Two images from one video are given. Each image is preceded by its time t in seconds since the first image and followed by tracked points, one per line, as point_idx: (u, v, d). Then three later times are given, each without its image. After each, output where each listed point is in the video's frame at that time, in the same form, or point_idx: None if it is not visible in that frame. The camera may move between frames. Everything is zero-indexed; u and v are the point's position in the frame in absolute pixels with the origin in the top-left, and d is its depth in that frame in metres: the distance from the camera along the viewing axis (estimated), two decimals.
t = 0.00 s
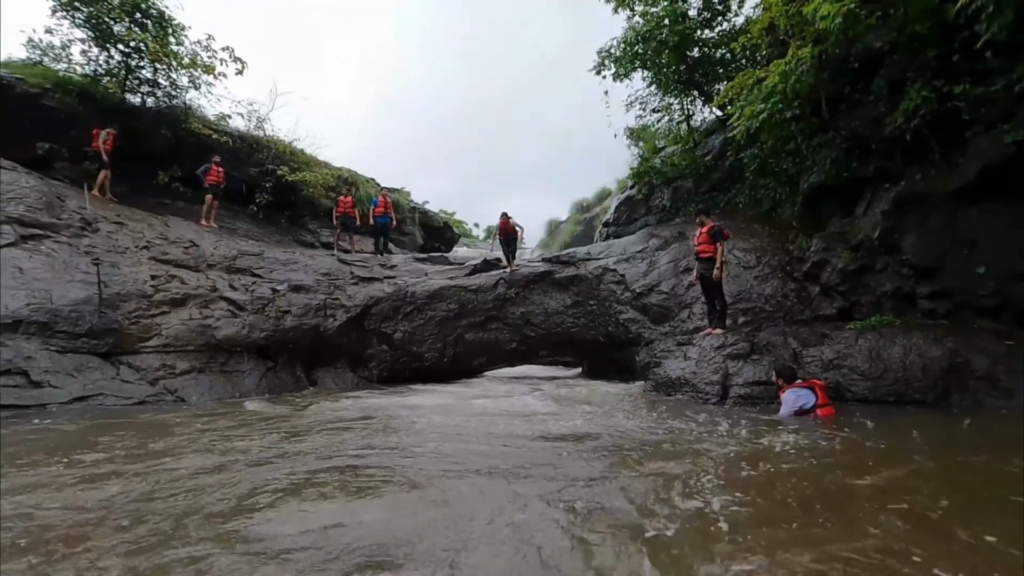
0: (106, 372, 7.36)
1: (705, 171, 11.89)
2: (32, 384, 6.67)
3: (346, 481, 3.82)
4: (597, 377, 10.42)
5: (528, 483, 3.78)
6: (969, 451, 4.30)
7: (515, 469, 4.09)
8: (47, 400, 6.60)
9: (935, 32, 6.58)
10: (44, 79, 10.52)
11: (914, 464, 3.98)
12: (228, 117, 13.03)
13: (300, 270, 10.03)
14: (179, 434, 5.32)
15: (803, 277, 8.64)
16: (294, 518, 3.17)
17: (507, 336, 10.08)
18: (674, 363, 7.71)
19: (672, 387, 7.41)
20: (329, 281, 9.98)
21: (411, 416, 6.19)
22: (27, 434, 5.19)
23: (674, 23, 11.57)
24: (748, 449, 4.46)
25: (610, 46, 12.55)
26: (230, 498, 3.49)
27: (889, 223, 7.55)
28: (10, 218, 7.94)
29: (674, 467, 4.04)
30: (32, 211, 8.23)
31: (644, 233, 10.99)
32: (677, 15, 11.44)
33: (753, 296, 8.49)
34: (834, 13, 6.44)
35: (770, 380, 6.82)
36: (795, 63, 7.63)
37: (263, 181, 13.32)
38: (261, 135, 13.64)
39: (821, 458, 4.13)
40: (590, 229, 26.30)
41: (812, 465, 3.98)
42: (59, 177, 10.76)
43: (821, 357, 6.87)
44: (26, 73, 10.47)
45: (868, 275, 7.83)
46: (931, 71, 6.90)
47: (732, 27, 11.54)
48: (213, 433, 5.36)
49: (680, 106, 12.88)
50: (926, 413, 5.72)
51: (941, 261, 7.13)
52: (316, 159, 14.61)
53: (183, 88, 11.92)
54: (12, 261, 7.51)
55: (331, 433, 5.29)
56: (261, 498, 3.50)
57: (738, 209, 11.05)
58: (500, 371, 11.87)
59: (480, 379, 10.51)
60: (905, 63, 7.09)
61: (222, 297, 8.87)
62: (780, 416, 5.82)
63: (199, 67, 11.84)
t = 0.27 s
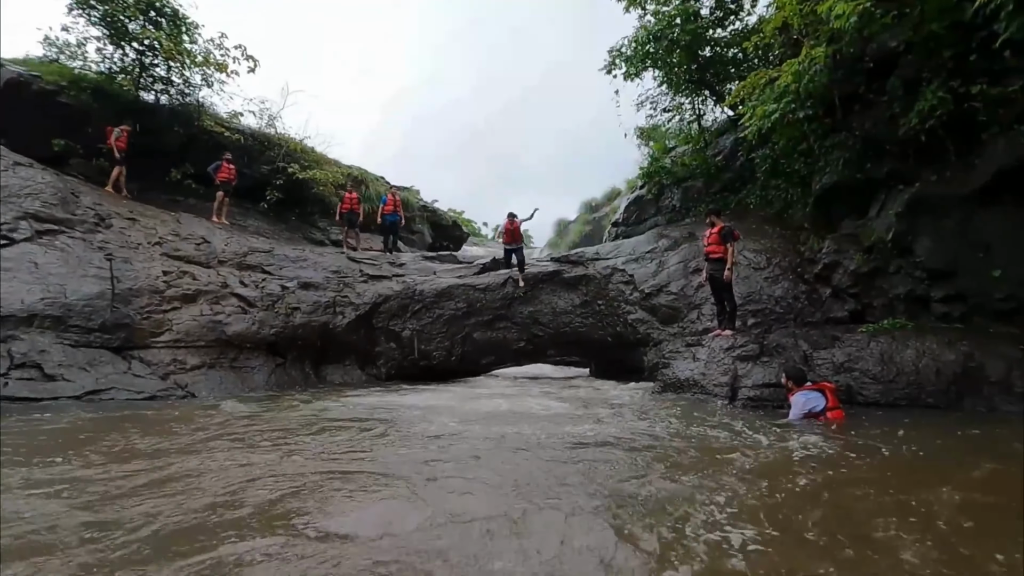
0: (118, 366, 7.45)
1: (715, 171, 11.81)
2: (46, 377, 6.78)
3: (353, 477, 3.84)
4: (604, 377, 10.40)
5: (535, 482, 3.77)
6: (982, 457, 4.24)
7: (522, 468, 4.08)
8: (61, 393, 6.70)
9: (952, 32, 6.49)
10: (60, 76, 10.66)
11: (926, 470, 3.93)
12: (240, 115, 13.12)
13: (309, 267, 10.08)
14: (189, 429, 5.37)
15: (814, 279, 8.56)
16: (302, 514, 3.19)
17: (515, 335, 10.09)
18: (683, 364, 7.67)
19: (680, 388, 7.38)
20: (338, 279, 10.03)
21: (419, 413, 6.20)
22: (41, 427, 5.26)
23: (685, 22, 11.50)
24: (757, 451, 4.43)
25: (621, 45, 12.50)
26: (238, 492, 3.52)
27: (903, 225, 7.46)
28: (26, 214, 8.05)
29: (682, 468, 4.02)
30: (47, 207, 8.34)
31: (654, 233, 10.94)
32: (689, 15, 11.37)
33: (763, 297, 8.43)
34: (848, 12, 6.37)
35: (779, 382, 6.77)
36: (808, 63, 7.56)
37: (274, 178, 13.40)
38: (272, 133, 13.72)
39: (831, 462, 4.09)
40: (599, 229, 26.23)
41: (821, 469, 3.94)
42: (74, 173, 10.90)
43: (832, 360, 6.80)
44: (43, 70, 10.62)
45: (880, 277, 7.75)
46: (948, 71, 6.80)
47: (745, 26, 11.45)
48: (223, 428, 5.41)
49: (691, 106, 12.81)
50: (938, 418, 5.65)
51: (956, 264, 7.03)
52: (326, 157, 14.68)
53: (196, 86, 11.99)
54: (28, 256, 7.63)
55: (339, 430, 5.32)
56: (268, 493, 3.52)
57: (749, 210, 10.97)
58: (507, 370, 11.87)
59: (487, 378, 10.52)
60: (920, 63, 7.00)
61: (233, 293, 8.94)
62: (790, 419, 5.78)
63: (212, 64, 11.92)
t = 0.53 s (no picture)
0: (130, 360, 7.53)
1: (726, 171, 11.75)
2: (59, 370, 6.89)
3: (364, 473, 3.86)
4: (611, 377, 10.41)
5: (544, 481, 3.77)
6: (995, 463, 4.19)
7: (531, 466, 4.09)
8: (74, 386, 6.81)
9: (969, 31, 6.41)
10: (76, 73, 10.82)
11: (940, 475, 3.88)
12: (252, 113, 13.21)
13: (319, 265, 10.14)
14: (201, 423, 5.44)
15: (826, 281, 8.49)
16: (313, 508, 3.23)
17: (523, 334, 10.10)
18: (692, 365, 7.65)
19: (689, 389, 7.35)
20: (348, 276, 10.08)
21: (428, 411, 6.23)
22: (55, 420, 5.35)
23: (697, 21, 11.44)
24: (766, 453, 4.41)
25: (632, 44, 12.47)
26: (251, 487, 3.55)
27: (916, 227, 7.38)
28: (41, 209, 8.16)
29: (691, 469, 4.01)
30: (63, 202, 8.44)
31: (663, 234, 10.90)
32: (701, 14, 11.31)
33: (774, 299, 8.39)
34: (864, 12, 6.31)
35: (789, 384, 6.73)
36: (822, 63, 7.49)
37: (284, 175, 13.48)
38: (283, 131, 13.80)
39: (843, 466, 4.05)
40: (608, 229, 26.20)
41: (834, 472, 3.91)
42: (89, 169, 11.03)
43: (843, 362, 6.76)
44: (59, 67, 10.78)
45: (893, 280, 7.67)
46: (965, 71, 6.71)
47: (758, 26, 11.37)
48: (235, 423, 5.47)
49: (702, 106, 12.75)
50: (951, 422, 5.59)
51: (971, 267, 6.94)
52: (337, 155, 14.74)
53: (209, 83, 12.09)
54: (43, 251, 7.73)
55: (349, 426, 5.36)
56: (279, 487, 3.55)
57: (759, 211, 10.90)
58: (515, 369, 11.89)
59: (495, 377, 10.53)
60: (937, 63, 6.91)
61: (243, 290, 9.00)
62: (799, 421, 5.74)
63: (224, 62, 12.01)
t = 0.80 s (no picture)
0: (144, 355, 7.61)
1: (738, 172, 11.69)
2: (75, 363, 6.96)
3: (375, 469, 3.88)
4: (619, 377, 10.42)
5: (554, 478, 3.78)
6: (1011, 467, 4.14)
7: (540, 464, 4.09)
8: (88, 379, 6.89)
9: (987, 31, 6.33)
10: (92, 71, 10.94)
11: (955, 478, 3.83)
12: (264, 111, 13.30)
13: (329, 262, 10.19)
14: (214, 417, 5.49)
15: (838, 283, 8.43)
16: (326, 500, 3.26)
17: (532, 333, 10.10)
18: (702, 366, 7.62)
19: (699, 389, 7.33)
20: (358, 274, 10.12)
21: (438, 409, 6.26)
22: (70, 412, 5.42)
23: (710, 21, 11.39)
24: (777, 455, 4.39)
25: (644, 44, 12.44)
26: (264, 480, 3.58)
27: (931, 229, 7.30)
28: (58, 204, 8.26)
29: (702, 469, 3.99)
30: (79, 198, 8.54)
31: (673, 234, 10.86)
32: (713, 13, 11.26)
33: (785, 301, 8.34)
34: (880, 11, 6.24)
35: (801, 386, 6.69)
36: (837, 63, 7.42)
37: (296, 173, 13.55)
38: (294, 129, 13.88)
39: (856, 468, 4.02)
40: (617, 230, 26.15)
41: (848, 474, 3.87)
42: (104, 166, 11.16)
43: (856, 364, 6.71)
44: (75, 65, 10.90)
45: (906, 282, 7.60)
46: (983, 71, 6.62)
47: (771, 25, 11.29)
48: (246, 417, 5.52)
49: (714, 106, 12.68)
50: (964, 425, 5.53)
51: (987, 270, 6.86)
52: (347, 153, 14.80)
53: (222, 81, 12.20)
54: (60, 246, 7.83)
55: (359, 423, 5.39)
56: (291, 481, 3.57)
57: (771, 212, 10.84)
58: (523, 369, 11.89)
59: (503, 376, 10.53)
60: (954, 62, 6.83)
61: (255, 286, 9.07)
62: (811, 423, 5.70)
63: (238, 60, 12.11)
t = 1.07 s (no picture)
0: (153, 351, 7.68)
1: (746, 173, 11.64)
2: (86, 359, 7.05)
3: (381, 467, 3.90)
4: (625, 378, 10.39)
5: (559, 478, 3.78)
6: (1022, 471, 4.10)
7: (545, 464, 4.10)
8: (99, 374, 6.97)
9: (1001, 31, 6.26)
10: (104, 69, 11.04)
11: (964, 482, 3.80)
12: (273, 109, 13.38)
13: (337, 260, 10.24)
14: (222, 413, 5.53)
15: (847, 284, 8.37)
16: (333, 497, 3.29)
17: (538, 333, 10.11)
18: (709, 367, 7.59)
19: (705, 390, 7.30)
20: (365, 272, 10.16)
21: (444, 408, 6.28)
22: (81, 407, 5.48)
23: (720, 21, 11.34)
24: (783, 457, 4.37)
25: (653, 44, 12.40)
26: (272, 476, 3.61)
27: (942, 231, 7.24)
28: (70, 201, 8.34)
29: (709, 471, 3.98)
30: (91, 195, 8.63)
31: (681, 235, 10.81)
32: (723, 13, 11.20)
33: (793, 302, 8.29)
34: (892, 11, 6.19)
35: (809, 388, 6.67)
36: (848, 63, 7.36)
37: (304, 171, 13.62)
38: (304, 127, 13.95)
39: (864, 471, 3.99)
40: (624, 230, 26.10)
41: (856, 477, 3.85)
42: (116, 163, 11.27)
43: (865, 367, 6.67)
44: (88, 63, 11.01)
45: (917, 284, 7.53)
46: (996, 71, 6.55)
47: (781, 25, 11.22)
48: (256, 413, 5.56)
49: (723, 106, 12.62)
50: (975, 429, 5.48)
51: (999, 273, 6.79)
52: (356, 152, 14.85)
53: (232, 80, 12.27)
54: (72, 242, 7.91)
55: (365, 421, 5.41)
56: (298, 478, 3.60)
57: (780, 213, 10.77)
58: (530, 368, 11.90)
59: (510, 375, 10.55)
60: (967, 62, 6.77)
61: (263, 284, 9.13)
62: (819, 425, 5.67)
63: (248, 59, 12.19)
